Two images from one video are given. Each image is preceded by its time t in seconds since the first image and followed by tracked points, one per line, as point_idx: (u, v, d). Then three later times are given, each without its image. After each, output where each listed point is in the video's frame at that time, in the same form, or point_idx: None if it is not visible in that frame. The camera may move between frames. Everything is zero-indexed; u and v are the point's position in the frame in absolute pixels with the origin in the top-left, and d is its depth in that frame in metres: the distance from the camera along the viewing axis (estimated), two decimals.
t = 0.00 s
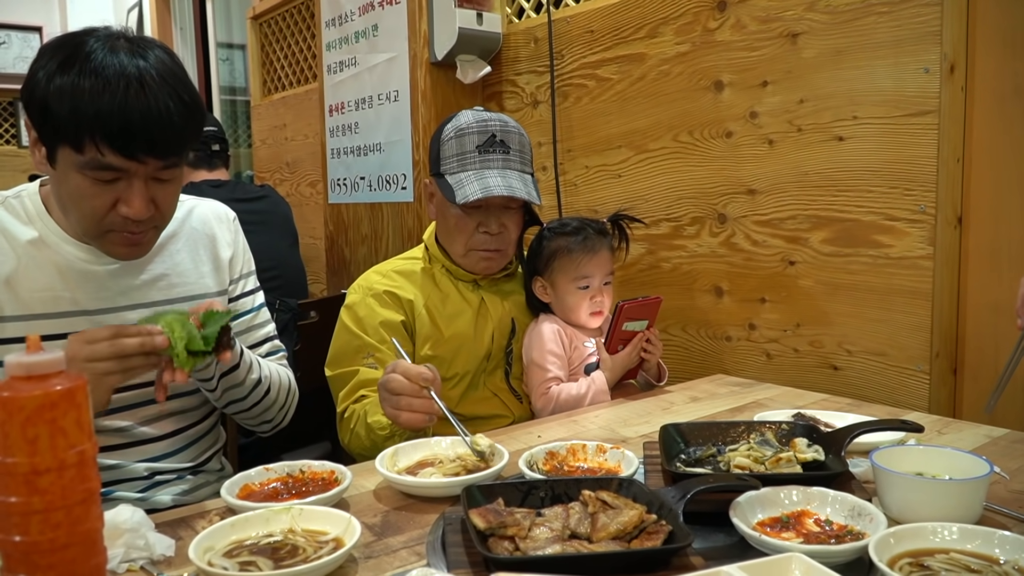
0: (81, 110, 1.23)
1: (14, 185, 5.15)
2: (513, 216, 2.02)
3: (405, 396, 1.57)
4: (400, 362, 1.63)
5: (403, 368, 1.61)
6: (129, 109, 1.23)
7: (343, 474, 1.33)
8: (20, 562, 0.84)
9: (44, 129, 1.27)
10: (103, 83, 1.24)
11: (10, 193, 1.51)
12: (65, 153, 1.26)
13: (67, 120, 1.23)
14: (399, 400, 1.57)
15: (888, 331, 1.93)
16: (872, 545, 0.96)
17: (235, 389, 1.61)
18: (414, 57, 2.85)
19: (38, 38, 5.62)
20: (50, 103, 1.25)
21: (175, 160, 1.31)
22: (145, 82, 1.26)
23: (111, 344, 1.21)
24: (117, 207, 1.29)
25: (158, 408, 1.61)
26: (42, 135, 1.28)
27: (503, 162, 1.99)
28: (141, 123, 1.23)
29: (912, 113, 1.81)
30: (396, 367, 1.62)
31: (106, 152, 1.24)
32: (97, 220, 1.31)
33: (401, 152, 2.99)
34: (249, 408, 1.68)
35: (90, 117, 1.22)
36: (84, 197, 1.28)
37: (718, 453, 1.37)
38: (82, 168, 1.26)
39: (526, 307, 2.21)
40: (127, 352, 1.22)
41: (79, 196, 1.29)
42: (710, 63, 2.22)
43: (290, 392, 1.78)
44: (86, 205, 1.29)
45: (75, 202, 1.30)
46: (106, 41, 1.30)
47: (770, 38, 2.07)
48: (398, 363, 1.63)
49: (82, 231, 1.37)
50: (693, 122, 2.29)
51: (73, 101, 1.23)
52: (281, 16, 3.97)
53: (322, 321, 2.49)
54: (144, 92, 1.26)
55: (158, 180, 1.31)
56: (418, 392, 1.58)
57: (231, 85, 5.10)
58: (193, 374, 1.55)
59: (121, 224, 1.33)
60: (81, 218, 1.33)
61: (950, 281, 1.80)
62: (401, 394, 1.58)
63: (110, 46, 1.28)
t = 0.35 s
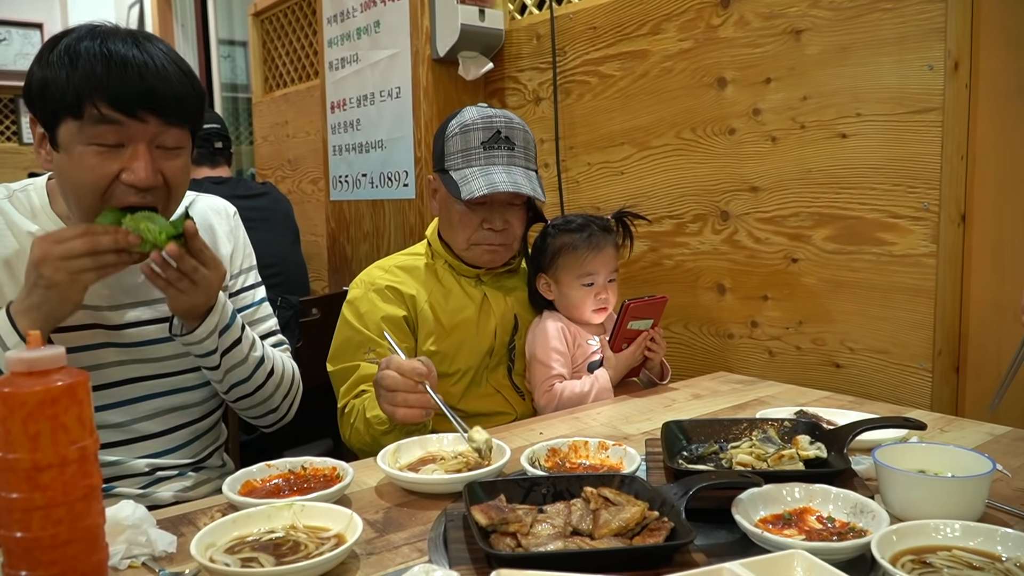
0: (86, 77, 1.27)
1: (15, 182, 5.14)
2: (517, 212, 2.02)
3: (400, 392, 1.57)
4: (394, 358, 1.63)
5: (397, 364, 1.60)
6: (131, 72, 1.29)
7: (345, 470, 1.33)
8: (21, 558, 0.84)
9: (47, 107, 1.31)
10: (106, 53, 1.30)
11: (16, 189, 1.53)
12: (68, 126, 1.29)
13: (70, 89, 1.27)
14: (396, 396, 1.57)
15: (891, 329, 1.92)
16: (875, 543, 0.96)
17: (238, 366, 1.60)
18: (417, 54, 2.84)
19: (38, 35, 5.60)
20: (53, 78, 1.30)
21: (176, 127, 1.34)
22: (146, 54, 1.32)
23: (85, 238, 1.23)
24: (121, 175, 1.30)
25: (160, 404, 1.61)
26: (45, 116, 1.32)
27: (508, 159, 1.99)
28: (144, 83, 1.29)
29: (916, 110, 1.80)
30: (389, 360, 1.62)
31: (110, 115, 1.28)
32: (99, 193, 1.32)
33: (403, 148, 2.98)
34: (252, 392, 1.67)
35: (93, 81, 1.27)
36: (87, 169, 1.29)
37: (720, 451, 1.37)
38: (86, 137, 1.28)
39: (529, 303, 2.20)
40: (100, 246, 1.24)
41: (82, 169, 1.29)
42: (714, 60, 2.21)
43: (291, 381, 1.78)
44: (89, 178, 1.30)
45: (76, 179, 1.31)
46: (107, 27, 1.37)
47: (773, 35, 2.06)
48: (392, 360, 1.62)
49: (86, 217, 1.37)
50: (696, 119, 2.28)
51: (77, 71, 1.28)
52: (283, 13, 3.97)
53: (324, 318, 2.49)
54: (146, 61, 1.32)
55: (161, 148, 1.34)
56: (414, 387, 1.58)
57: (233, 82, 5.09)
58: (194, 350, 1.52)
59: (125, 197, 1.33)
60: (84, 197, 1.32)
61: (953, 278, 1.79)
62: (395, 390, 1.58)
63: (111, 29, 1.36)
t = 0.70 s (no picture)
0: (109, 57, 1.35)
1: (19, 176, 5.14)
2: (519, 207, 2.02)
3: (474, 382, 1.57)
4: (461, 346, 1.61)
5: (468, 352, 1.59)
6: (153, 53, 1.37)
7: (348, 465, 1.33)
8: (26, 550, 0.85)
9: (66, 88, 1.37)
10: (127, 36, 1.38)
11: (21, 182, 1.54)
12: (87, 107, 1.36)
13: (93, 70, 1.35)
14: (468, 386, 1.57)
15: (894, 326, 1.92)
16: (879, 539, 0.96)
17: (250, 351, 1.62)
18: (420, 48, 2.84)
19: (42, 29, 5.60)
20: (74, 60, 1.37)
21: (192, 108, 1.44)
22: (165, 38, 1.42)
23: (94, 200, 1.31)
24: (138, 153, 1.38)
25: (164, 396, 1.61)
26: (63, 97, 1.38)
27: (509, 154, 1.99)
28: (166, 63, 1.38)
29: (920, 106, 1.80)
30: (455, 348, 1.61)
31: (131, 94, 1.36)
32: (115, 172, 1.38)
33: (406, 143, 2.98)
34: (260, 377, 1.68)
35: (116, 61, 1.35)
36: (105, 148, 1.36)
37: (723, 447, 1.38)
38: (106, 116, 1.36)
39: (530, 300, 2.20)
40: (109, 209, 1.33)
41: (99, 148, 1.36)
42: (718, 55, 2.20)
43: (295, 369, 1.80)
44: (107, 157, 1.37)
45: (93, 159, 1.37)
46: (123, 16, 1.46)
47: (777, 30, 2.06)
48: (460, 348, 1.60)
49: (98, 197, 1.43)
50: (699, 115, 2.28)
51: (100, 53, 1.36)
52: (286, 7, 3.96)
53: (327, 312, 2.49)
54: (166, 43, 1.41)
55: (177, 128, 1.42)
56: (487, 376, 1.58)
57: (235, 76, 5.09)
58: (208, 333, 1.54)
59: (140, 175, 1.40)
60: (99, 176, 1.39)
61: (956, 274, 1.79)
62: (469, 380, 1.58)
63: (128, 16, 1.44)
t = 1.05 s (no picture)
0: (124, 58, 1.35)
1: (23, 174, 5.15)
2: (525, 202, 2.02)
3: (488, 389, 1.58)
4: (472, 351, 1.61)
5: (480, 360, 1.58)
6: (169, 55, 1.38)
7: (351, 462, 1.34)
8: (30, 547, 0.85)
9: (80, 87, 1.37)
10: (142, 36, 1.38)
11: (31, 179, 1.55)
12: (101, 106, 1.36)
13: (108, 70, 1.35)
14: (482, 393, 1.59)
15: (897, 323, 1.92)
16: (880, 536, 0.96)
17: (263, 340, 1.63)
18: (422, 45, 2.84)
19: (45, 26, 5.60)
20: (88, 59, 1.37)
21: (204, 111, 1.45)
22: (180, 39, 1.42)
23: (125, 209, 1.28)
24: (150, 155, 1.39)
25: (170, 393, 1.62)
26: (77, 95, 1.38)
27: (515, 149, 1.99)
28: (181, 66, 1.38)
29: (923, 103, 1.79)
30: (467, 353, 1.61)
31: (146, 96, 1.36)
32: (126, 171, 1.39)
33: (408, 141, 2.98)
34: (271, 369, 1.69)
35: (131, 62, 1.35)
36: (117, 147, 1.37)
37: (725, 444, 1.37)
38: (119, 116, 1.36)
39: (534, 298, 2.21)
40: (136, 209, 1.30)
41: (111, 147, 1.37)
42: (720, 52, 2.20)
43: (304, 361, 1.80)
44: (118, 156, 1.37)
45: (104, 157, 1.38)
46: (136, 14, 1.46)
47: (780, 27, 2.05)
48: (472, 354, 1.60)
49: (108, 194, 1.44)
50: (701, 112, 2.28)
51: (115, 53, 1.36)
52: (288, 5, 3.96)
53: (329, 310, 2.50)
54: (181, 44, 1.41)
55: (189, 130, 1.44)
56: (499, 383, 1.58)
57: (238, 74, 5.08)
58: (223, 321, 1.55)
59: (151, 176, 1.41)
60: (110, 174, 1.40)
61: (960, 270, 1.78)
62: (483, 388, 1.58)
63: (143, 15, 1.44)
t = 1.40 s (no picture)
0: (120, 48, 1.36)
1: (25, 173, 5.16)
2: (527, 201, 2.02)
3: (465, 366, 1.56)
4: (458, 324, 1.59)
5: (462, 334, 1.56)
6: (165, 46, 1.38)
7: (351, 462, 1.34)
8: (27, 548, 0.85)
9: (81, 80, 1.39)
10: (141, 30, 1.39)
11: (36, 177, 1.55)
12: (99, 98, 1.37)
13: (105, 61, 1.36)
14: (459, 369, 1.57)
15: (898, 321, 1.91)
16: (880, 534, 0.96)
17: (258, 343, 1.63)
18: (422, 45, 2.83)
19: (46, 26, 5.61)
20: (88, 51, 1.38)
21: (201, 105, 1.44)
22: (180, 33, 1.42)
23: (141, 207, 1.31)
24: (143, 145, 1.38)
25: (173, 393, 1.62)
26: (78, 89, 1.39)
27: (519, 148, 1.99)
28: (175, 57, 1.38)
29: (923, 101, 1.79)
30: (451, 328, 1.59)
31: (141, 87, 1.36)
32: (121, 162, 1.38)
33: (408, 140, 2.98)
34: (267, 372, 1.68)
35: (127, 53, 1.36)
36: (112, 138, 1.37)
37: (726, 443, 1.37)
38: (115, 108, 1.36)
39: (535, 297, 2.20)
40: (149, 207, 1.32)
41: (107, 138, 1.37)
42: (720, 51, 2.20)
43: (303, 364, 1.80)
44: (114, 147, 1.37)
45: (101, 149, 1.38)
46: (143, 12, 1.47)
47: (780, 25, 2.05)
48: (457, 327, 1.58)
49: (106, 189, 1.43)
50: (702, 111, 2.27)
51: (112, 44, 1.37)
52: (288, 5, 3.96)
53: (330, 309, 2.50)
54: (179, 38, 1.41)
55: (184, 123, 1.42)
56: (477, 362, 1.56)
57: (239, 74, 5.09)
58: (216, 324, 1.55)
59: (145, 168, 1.39)
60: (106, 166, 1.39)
61: (961, 269, 1.78)
62: (461, 364, 1.56)
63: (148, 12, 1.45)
